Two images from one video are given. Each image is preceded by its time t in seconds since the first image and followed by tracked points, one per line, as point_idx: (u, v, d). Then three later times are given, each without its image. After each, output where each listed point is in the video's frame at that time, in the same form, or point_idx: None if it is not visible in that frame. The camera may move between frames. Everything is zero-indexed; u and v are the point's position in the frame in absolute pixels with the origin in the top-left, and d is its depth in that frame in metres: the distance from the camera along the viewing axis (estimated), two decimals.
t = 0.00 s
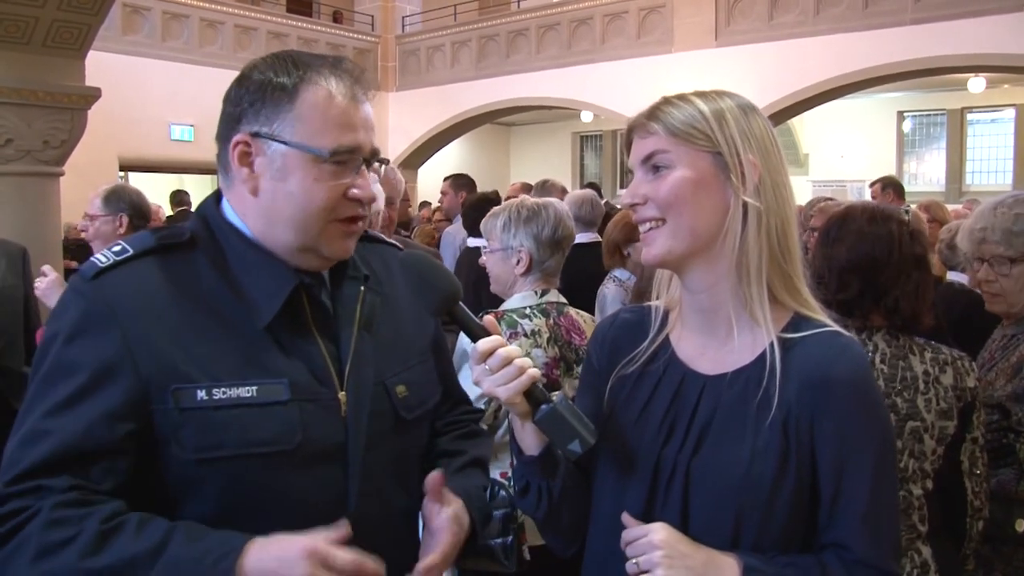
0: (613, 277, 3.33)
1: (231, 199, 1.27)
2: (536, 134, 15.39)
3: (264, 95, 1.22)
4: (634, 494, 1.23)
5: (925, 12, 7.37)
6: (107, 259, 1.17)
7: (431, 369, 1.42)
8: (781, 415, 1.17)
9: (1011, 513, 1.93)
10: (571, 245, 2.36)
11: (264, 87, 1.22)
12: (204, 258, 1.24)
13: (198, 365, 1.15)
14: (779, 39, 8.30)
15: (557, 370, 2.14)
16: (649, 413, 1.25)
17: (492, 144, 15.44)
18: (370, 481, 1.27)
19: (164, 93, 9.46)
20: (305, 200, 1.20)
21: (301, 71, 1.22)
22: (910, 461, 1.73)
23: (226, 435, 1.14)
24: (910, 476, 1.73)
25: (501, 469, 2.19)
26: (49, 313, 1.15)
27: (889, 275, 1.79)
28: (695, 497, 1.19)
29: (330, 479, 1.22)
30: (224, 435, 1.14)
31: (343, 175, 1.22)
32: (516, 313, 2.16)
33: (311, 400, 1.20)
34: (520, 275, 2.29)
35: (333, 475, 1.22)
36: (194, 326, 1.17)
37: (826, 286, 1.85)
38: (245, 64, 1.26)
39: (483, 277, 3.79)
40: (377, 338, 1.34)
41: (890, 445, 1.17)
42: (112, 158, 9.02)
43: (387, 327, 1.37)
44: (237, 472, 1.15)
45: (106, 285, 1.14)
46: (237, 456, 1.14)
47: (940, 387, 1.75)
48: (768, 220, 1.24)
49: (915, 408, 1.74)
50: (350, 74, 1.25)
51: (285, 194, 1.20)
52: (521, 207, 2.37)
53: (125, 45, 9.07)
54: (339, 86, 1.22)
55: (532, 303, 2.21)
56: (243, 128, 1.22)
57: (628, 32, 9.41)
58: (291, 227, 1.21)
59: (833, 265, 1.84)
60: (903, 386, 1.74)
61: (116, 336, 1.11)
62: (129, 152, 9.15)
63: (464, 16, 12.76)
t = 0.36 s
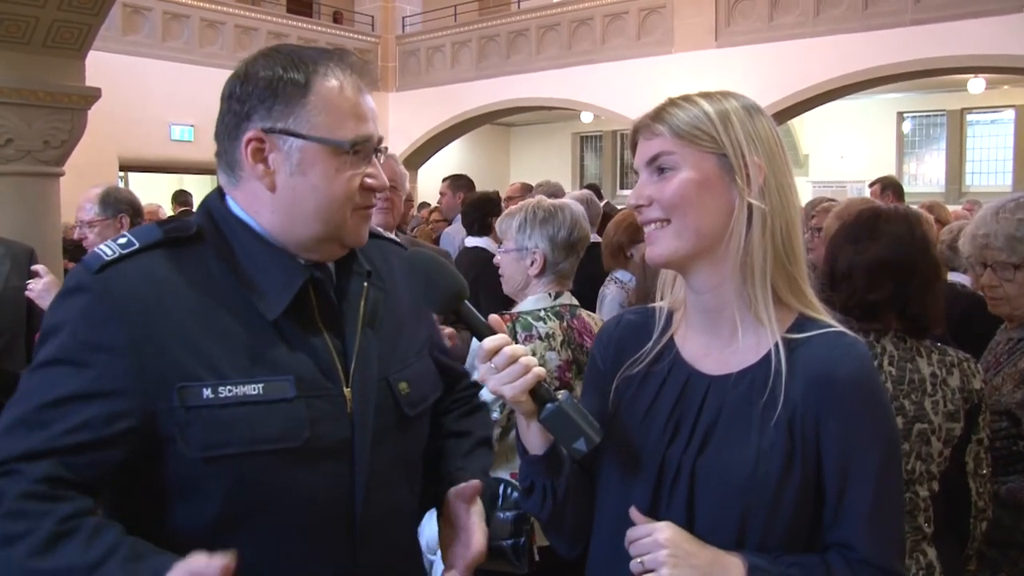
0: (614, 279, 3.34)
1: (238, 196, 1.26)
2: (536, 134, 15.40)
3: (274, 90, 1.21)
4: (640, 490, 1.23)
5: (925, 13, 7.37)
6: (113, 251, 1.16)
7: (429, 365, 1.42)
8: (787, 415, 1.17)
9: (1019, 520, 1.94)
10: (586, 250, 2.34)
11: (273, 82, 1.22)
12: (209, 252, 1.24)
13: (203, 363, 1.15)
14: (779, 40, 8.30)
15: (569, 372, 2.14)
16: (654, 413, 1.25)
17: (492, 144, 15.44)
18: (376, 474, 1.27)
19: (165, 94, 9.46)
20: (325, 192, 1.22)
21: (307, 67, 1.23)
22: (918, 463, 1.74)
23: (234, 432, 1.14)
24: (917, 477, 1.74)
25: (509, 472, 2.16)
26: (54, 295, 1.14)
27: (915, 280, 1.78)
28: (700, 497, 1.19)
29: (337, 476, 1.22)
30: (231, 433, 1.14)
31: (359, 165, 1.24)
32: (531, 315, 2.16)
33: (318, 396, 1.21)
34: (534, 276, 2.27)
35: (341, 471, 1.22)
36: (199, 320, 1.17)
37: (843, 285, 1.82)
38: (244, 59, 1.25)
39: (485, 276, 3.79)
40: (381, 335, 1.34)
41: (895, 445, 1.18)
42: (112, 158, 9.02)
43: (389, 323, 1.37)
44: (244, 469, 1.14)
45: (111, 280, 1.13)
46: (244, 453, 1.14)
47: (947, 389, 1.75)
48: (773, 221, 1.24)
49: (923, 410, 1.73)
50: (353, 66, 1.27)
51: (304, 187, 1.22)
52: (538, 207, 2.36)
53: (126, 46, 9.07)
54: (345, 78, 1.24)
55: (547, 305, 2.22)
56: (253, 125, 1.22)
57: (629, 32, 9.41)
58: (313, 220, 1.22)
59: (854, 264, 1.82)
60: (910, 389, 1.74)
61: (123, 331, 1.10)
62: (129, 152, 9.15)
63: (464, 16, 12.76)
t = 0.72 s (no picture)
0: (616, 279, 3.35)
1: (228, 202, 1.25)
2: (536, 134, 15.40)
3: (267, 95, 1.20)
4: (642, 491, 1.23)
5: (925, 13, 7.37)
6: (103, 264, 1.14)
7: (416, 370, 1.45)
8: (790, 416, 1.17)
9: None
10: (589, 250, 2.32)
11: (266, 87, 1.20)
12: (203, 260, 1.22)
13: (204, 374, 1.14)
14: (779, 40, 8.30)
15: (574, 373, 2.12)
16: (658, 414, 1.25)
17: (492, 145, 15.44)
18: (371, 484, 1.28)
19: (164, 94, 9.45)
20: (321, 201, 1.21)
21: (302, 71, 1.22)
22: (925, 465, 1.73)
23: (236, 445, 1.13)
24: (924, 479, 1.73)
25: (515, 473, 2.15)
26: (43, 312, 1.11)
27: (920, 276, 1.78)
28: (704, 498, 1.18)
29: (336, 483, 1.22)
30: (235, 445, 1.13)
31: (354, 172, 1.23)
32: (536, 315, 2.15)
33: (317, 405, 1.21)
34: (534, 276, 2.27)
35: (338, 479, 1.22)
36: (199, 332, 1.16)
37: (852, 282, 1.81)
38: (232, 66, 1.24)
39: (485, 276, 3.79)
40: (374, 341, 1.36)
41: (900, 446, 1.17)
42: (112, 158, 9.01)
43: (382, 332, 1.40)
44: (246, 481, 1.14)
45: (106, 293, 1.11)
46: (249, 466, 1.14)
47: (954, 391, 1.75)
48: (779, 222, 1.23)
49: (930, 412, 1.73)
50: (348, 69, 1.26)
51: (298, 195, 1.21)
52: (542, 207, 2.36)
53: (125, 46, 9.07)
54: (340, 83, 1.24)
55: (551, 305, 2.20)
56: (247, 132, 1.20)
57: (629, 32, 9.41)
58: (308, 229, 1.22)
59: (861, 260, 1.81)
60: (918, 391, 1.74)
61: (121, 347, 1.08)
62: (128, 152, 9.13)
63: (464, 16, 12.76)
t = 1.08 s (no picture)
0: (617, 278, 3.35)
1: (207, 198, 1.25)
2: (536, 134, 15.39)
3: (247, 91, 1.19)
4: (641, 493, 1.23)
5: (926, 12, 7.36)
6: (79, 266, 1.13)
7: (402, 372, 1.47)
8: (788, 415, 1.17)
9: None
10: (587, 249, 2.30)
11: (246, 81, 1.19)
12: (184, 262, 1.21)
13: (184, 377, 1.13)
14: (779, 40, 8.29)
15: (571, 371, 2.12)
16: (654, 414, 1.25)
17: (492, 145, 15.44)
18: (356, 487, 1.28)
19: (164, 94, 9.45)
20: (300, 198, 1.21)
21: (282, 65, 1.21)
22: (927, 465, 1.73)
23: (217, 449, 1.13)
24: (926, 479, 1.73)
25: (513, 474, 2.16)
26: (18, 321, 1.10)
27: (932, 275, 1.79)
28: (701, 498, 1.18)
29: (319, 487, 1.22)
30: (216, 449, 1.13)
31: (335, 170, 1.23)
32: (533, 314, 2.15)
33: (302, 409, 1.20)
34: (531, 274, 2.28)
35: (320, 483, 1.22)
36: (179, 333, 1.15)
37: (860, 284, 1.81)
38: (212, 56, 1.22)
39: (484, 276, 3.79)
40: (358, 343, 1.37)
41: (898, 445, 1.17)
42: (112, 158, 9.01)
43: (365, 333, 1.40)
44: (227, 484, 1.13)
45: (82, 294, 1.10)
46: (231, 469, 1.13)
47: (956, 390, 1.75)
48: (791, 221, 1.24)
49: (933, 412, 1.74)
50: (332, 64, 1.25)
51: (279, 192, 1.20)
52: (541, 207, 2.36)
53: (126, 46, 9.08)
54: (323, 77, 1.22)
55: (549, 304, 2.21)
56: (224, 128, 1.20)
57: (629, 32, 9.40)
58: (286, 226, 1.21)
59: (867, 260, 1.81)
60: (921, 391, 1.74)
61: (98, 348, 1.07)
62: (129, 152, 9.13)
63: (464, 16, 12.76)
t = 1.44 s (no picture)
0: (614, 277, 3.35)
1: (184, 188, 1.24)
2: (535, 134, 15.39)
3: (217, 82, 1.18)
4: (633, 492, 1.23)
5: (925, 11, 7.36)
6: (74, 243, 1.13)
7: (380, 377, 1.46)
8: (779, 413, 1.17)
9: None
10: (585, 250, 2.29)
11: (217, 72, 1.19)
12: (173, 253, 1.21)
13: (176, 364, 1.14)
14: (778, 38, 8.30)
15: (569, 372, 2.12)
16: (645, 413, 1.25)
17: (492, 144, 15.44)
18: (338, 481, 1.29)
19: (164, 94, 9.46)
20: (267, 193, 1.20)
21: (255, 56, 1.20)
22: (926, 461, 1.74)
23: (207, 438, 1.13)
24: (925, 475, 1.74)
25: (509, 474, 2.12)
26: (11, 300, 1.09)
27: (928, 272, 1.80)
28: (693, 496, 1.18)
29: (301, 485, 1.22)
30: (206, 438, 1.13)
31: (304, 167, 1.22)
32: (529, 315, 2.16)
33: (287, 403, 1.21)
34: (528, 273, 2.29)
35: (302, 481, 1.23)
36: (170, 320, 1.16)
37: (857, 287, 1.81)
38: (189, 46, 1.22)
39: (482, 276, 3.80)
40: (339, 337, 1.37)
41: (890, 445, 1.17)
42: (111, 158, 9.01)
43: (346, 327, 1.41)
44: (215, 475, 1.14)
45: (77, 275, 1.10)
46: (219, 460, 1.14)
47: (954, 387, 1.75)
48: (771, 222, 1.24)
49: (931, 409, 1.74)
50: (308, 58, 1.24)
51: (246, 186, 1.20)
52: (540, 206, 2.37)
53: (125, 46, 9.09)
54: (297, 71, 1.21)
55: (546, 305, 2.20)
56: (194, 119, 1.20)
57: (628, 31, 9.40)
58: (255, 220, 1.21)
59: (862, 259, 1.82)
60: (919, 389, 1.74)
61: (92, 328, 1.08)
62: (128, 152, 9.14)
63: (464, 16, 12.77)
